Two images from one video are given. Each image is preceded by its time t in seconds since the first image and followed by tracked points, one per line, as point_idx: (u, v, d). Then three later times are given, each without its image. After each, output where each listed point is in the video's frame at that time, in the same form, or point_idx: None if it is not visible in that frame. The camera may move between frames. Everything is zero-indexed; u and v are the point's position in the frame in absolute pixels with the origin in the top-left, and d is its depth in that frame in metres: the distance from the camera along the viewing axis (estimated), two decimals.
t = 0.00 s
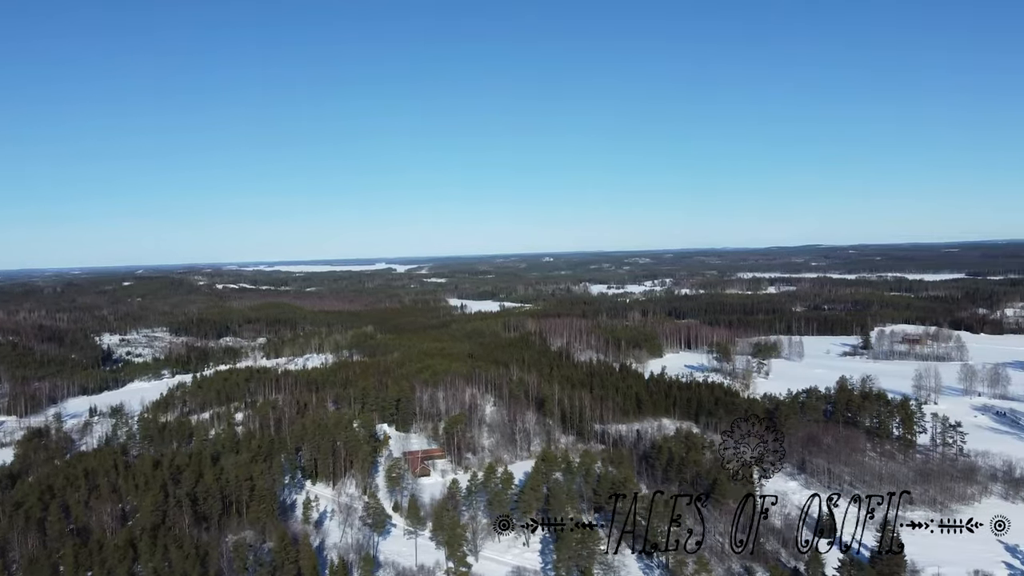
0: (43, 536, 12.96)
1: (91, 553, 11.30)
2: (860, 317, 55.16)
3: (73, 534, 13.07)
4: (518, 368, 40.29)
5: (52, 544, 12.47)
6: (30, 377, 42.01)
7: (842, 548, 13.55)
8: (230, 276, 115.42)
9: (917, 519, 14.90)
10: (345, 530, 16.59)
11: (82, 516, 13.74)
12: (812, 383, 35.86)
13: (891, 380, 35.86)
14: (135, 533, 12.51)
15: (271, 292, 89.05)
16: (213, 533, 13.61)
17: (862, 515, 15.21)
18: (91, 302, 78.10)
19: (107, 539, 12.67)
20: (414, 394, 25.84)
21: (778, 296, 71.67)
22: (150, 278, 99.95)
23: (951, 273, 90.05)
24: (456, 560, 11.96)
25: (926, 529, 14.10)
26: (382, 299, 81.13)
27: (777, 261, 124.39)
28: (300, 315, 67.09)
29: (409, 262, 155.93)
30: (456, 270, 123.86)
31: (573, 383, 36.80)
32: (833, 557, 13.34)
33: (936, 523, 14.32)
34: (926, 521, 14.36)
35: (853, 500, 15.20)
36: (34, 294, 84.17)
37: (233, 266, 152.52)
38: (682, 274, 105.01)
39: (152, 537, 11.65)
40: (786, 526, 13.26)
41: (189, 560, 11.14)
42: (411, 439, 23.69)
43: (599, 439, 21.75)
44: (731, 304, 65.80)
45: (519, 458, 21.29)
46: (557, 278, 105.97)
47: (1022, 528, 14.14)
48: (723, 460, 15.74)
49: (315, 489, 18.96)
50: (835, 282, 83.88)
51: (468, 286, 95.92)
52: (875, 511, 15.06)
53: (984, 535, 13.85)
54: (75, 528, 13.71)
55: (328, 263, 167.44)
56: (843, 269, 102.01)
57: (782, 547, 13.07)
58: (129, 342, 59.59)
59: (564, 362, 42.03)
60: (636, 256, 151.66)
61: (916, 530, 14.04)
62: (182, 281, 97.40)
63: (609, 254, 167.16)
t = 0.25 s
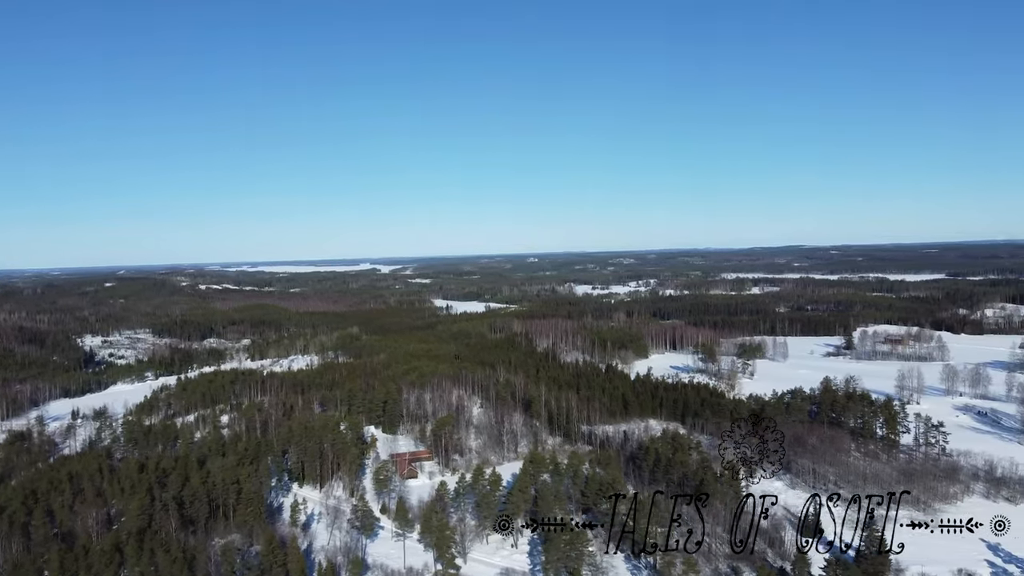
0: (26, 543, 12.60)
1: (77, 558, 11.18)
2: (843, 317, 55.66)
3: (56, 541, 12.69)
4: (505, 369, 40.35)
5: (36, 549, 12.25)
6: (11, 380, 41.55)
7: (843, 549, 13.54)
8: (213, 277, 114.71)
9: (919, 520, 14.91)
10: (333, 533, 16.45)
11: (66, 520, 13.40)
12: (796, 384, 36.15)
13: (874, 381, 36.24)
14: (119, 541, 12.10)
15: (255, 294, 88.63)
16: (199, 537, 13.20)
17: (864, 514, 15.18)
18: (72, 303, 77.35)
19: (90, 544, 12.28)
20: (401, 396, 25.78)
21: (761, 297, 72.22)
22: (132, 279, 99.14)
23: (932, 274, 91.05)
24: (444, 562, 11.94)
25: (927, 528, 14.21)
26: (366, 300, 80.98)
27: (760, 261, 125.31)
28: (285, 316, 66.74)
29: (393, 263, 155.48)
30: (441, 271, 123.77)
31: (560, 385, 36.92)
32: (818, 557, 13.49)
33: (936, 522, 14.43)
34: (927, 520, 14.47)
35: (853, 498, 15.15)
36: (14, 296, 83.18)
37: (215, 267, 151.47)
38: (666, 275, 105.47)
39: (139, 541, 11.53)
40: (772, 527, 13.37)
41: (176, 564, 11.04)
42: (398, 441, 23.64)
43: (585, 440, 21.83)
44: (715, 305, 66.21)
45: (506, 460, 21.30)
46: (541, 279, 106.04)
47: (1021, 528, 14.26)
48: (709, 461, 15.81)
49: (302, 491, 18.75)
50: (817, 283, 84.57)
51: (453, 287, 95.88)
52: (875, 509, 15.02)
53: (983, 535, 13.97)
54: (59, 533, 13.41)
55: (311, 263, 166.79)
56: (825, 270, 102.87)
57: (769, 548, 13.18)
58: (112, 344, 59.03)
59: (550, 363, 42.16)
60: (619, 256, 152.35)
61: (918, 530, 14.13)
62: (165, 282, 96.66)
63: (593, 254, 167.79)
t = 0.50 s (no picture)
0: (9, 549, 12.33)
1: (60, 564, 10.91)
2: (824, 318, 56.18)
3: (39, 546, 12.39)
4: (490, 371, 40.36)
5: (18, 556, 11.95)
6: None
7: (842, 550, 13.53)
8: (193, 278, 113.80)
9: (917, 520, 14.94)
10: (319, 536, 16.26)
11: (48, 524, 13.14)
12: (779, 385, 36.45)
13: (855, 381, 36.61)
14: (102, 550, 11.83)
15: (236, 295, 88.10)
16: (183, 541, 13.03)
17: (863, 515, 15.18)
18: (50, 305, 76.47)
19: (73, 550, 12.05)
20: (387, 398, 25.68)
21: (743, 298, 72.78)
22: (111, 280, 98.20)
23: (910, 274, 92.09)
24: (432, 564, 11.90)
25: (926, 528, 14.32)
26: (349, 300, 80.71)
27: (741, 262, 126.24)
28: (267, 317, 66.30)
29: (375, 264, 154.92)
30: (424, 271, 123.61)
31: (544, 386, 36.99)
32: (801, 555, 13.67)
33: (937, 522, 14.52)
34: (927, 520, 14.56)
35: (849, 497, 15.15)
36: None
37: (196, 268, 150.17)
38: (649, 275, 105.97)
39: (123, 546, 11.28)
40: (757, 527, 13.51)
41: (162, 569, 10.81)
42: (384, 443, 23.55)
43: (571, 441, 21.87)
44: (698, 305, 66.60)
45: (492, 461, 21.27)
46: (525, 279, 106.01)
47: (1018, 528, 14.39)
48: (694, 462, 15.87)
49: (287, 494, 18.48)
50: (799, 284, 85.32)
51: (436, 287, 95.76)
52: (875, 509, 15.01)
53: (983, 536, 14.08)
54: (41, 538, 13.13)
55: (293, 264, 166.01)
56: (806, 270, 103.76)
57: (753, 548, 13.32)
58: (91, 346, 58.43)
59: (535, 364, 42.24)
60: (602, 257, 152.91)
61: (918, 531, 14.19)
62: (145, 283, 95.76)
63: (575, 255, 168.30)
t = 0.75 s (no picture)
0: None
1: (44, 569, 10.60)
2: (807, 319, 56.63)
3: (23, 551, 12.05)
4: (476, 372, 40.37)
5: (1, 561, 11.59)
6: None
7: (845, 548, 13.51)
8: (176, 278, 112.97)
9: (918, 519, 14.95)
10: (306, 538, 16.00)
11: (32, 529, 12.82)
12: (765, 385, 36.70)
13: (839, 382, 36.94)
14: (87, 557, 11.48)
15: (220, 295, 87.57)
16: (170, 545, 12.67)
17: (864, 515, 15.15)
18: (31, 305, 75.67)
19: (57, 554, 11.71)
20: (374, 400, 25.57)
21: (728, 299, 73.24)
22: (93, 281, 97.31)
23: (892, 275, 92.92)
24: (421, 566, 11.87)
25: (927, 529, 14.35)
26: (334, 301, 80.47)
27: (725, 262, 127.03)
28: (252, 319, 65.93)
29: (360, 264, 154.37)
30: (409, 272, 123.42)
31: (531, 387, 37.05)
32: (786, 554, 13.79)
33: (937, 522, 14.53)
34: (927, 520, 14.58)
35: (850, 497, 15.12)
36: None
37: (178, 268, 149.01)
38: (633, 276, 106.38)
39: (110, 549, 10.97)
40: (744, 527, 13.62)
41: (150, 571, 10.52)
42: (371, 445, 23.45)
43: (558, 442, 21.89)
44: (683, 306, 66.95)
45: (479, 463, 21.22)
46: (510, 280, 106.06)
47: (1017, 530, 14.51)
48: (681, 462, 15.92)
49: (274, 497, 18.14)
50: (782, 285, 85.90)
51: (421, 288, 95.61)
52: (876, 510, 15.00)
53: (984, 536, 14.12)
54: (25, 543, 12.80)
55: (277, 265, 165.23)
56: (789, 271, 104.50)
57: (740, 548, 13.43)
58: (73, 347, 57.87)
59: (521, 365, 42.32)
60: (587, 258, 153.35)
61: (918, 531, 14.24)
62: (127, 284, 94.92)
63: (560, 256, 168.72)
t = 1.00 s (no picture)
0: None
1: None
2: (789, 319, 57.06)
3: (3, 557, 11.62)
4: (461, 374, 40.33)
5: None
6: None
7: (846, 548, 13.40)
8: (155, 279, 111.91)
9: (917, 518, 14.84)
10: (292, 543, 15.61)
11: (11, 536, 12.40)
12: (748, 387, 36.93)
13: (821, 383, 37.24)
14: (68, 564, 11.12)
15: (201, 297, 86.87)
16: (154, 549, 12.29)
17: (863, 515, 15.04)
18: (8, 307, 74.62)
19: (38, 562, 11.26)
20: (359, 402, 25.39)
21: (710, 299, 73.66)
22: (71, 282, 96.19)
23: (871, 276, 93.82)
24: (409, 570, 11.87)
25: (927, 528, 14.26)
26: (316, 302, 80.10)
27: (707, 263, 127.77)
28: (234, 320, 65.45)
29: (342, 265, 153.75)
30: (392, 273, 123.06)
31: (516, 389, 37.07)
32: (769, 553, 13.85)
33: (937, 522, 14.43)
34: (926, 520, 14.49)
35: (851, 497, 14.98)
36: None
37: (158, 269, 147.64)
38: (616, 276, 106.70)
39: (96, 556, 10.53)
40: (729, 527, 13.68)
41: None
42: (357, 447, 23.28)
43: (543, 444, 21.89)
44: (665, 306, 67.26)
45: (465, 465, 21.12)
46: (493, 281, 106.07)
47: (1018, 532, 14.50)
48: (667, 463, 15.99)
49: (260, 500, 17.68)
50: (763, 286, 86.50)
51: (404, 289, 95.39)
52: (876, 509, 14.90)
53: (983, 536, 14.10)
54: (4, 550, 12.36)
55: (258, 266, 164.21)
56: (770, 272, 105.24)
57: (725, 547, 13.49)
58: (52, 349, 57.16)
59: (506, 367, 42.34)
60: (570, 258, 153.72)
61: (918, 530, 14.17)
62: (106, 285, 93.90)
63: (543, 257, 169.03)
